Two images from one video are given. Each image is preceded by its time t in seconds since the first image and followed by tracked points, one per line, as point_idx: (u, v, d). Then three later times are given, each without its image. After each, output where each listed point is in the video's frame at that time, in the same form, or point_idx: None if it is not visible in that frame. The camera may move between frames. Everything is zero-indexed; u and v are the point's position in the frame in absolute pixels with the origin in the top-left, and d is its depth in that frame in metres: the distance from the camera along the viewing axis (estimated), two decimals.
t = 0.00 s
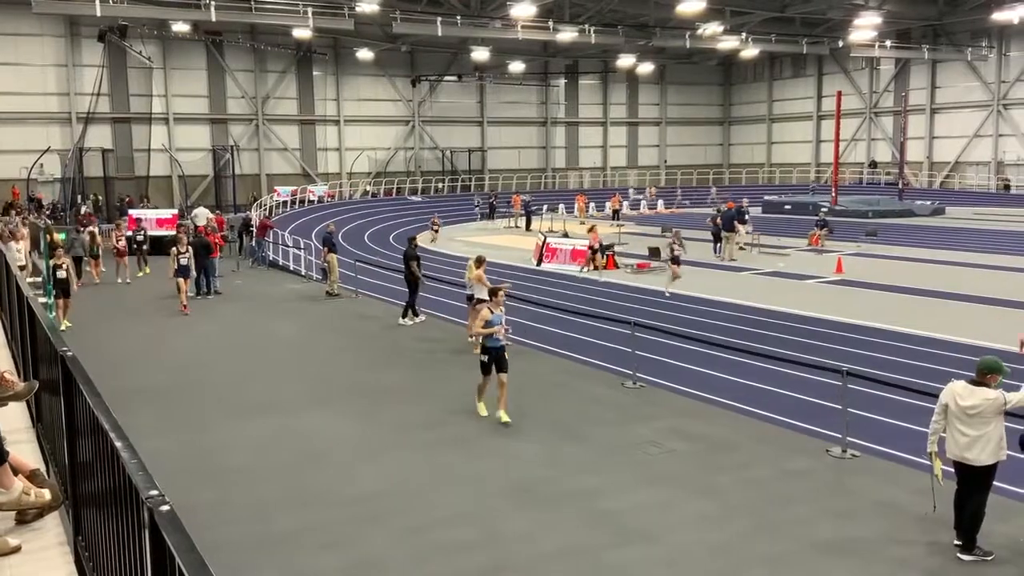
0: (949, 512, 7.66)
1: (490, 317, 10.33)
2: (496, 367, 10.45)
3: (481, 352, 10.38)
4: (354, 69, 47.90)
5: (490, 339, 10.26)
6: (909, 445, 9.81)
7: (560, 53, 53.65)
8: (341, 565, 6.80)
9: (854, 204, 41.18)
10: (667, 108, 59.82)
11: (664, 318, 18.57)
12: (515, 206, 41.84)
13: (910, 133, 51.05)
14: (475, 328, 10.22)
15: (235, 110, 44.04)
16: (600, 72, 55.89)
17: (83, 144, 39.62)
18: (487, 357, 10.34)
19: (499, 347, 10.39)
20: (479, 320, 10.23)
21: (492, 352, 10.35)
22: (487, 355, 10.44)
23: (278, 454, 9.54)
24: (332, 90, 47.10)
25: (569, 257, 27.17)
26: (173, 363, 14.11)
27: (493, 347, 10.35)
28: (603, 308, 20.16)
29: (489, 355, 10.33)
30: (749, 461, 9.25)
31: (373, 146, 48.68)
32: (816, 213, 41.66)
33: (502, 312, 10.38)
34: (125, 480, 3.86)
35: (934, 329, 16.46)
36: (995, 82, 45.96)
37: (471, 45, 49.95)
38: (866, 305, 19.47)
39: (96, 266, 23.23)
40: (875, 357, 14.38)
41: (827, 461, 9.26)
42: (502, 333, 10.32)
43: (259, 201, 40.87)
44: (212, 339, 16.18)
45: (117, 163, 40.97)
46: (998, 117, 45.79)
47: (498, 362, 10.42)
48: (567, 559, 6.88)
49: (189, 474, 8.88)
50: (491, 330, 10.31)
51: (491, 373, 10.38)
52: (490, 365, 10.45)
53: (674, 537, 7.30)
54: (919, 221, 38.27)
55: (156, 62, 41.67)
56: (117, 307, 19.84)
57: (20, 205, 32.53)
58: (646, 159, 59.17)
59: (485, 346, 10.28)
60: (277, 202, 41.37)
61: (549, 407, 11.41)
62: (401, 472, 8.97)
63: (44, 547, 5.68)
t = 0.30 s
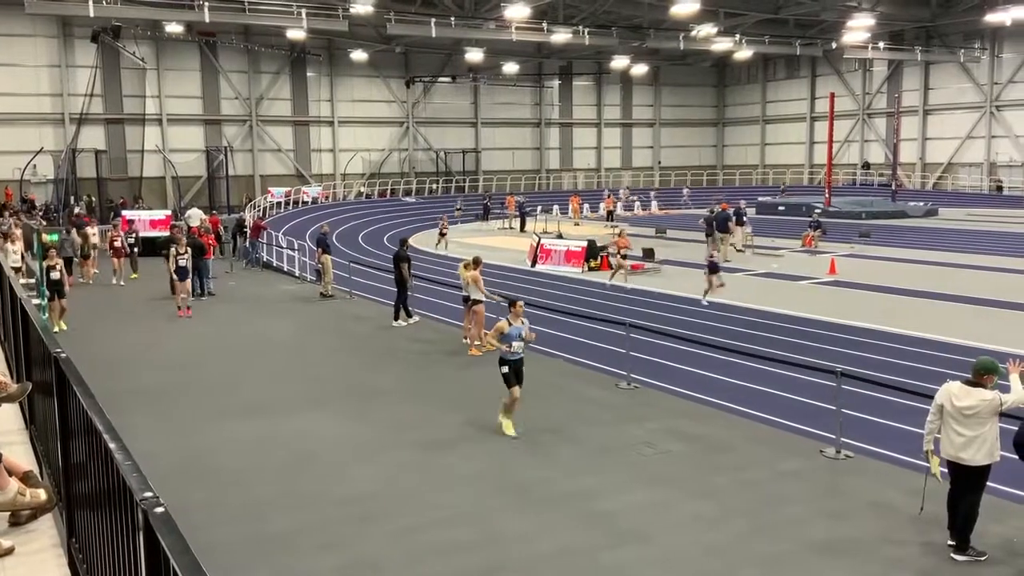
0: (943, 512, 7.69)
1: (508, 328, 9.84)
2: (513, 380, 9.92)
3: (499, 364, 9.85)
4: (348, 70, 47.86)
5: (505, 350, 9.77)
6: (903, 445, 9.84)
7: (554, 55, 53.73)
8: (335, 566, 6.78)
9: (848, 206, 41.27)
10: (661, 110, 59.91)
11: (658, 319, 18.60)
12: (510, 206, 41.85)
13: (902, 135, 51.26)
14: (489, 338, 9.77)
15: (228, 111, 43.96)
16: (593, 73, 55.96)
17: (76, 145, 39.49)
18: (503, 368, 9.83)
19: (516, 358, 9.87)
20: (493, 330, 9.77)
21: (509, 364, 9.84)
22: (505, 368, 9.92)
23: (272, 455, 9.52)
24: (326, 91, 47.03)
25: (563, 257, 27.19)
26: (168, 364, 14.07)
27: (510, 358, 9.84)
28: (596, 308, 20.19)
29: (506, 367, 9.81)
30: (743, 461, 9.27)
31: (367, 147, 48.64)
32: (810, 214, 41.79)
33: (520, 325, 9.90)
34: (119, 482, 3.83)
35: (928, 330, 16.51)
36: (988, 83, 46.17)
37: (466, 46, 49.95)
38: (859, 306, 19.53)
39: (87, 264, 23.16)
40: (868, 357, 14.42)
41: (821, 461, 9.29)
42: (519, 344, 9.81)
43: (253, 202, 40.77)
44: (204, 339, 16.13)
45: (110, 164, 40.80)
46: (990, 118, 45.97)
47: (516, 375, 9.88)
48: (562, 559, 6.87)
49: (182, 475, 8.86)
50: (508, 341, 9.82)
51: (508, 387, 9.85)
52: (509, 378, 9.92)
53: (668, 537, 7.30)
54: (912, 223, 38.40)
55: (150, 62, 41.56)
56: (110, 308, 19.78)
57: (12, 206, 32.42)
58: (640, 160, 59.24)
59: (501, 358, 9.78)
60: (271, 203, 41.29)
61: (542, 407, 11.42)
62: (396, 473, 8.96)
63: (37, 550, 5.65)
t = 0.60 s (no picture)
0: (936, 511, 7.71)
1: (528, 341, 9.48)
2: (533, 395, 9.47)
3: (517, 378, 9.45)
4: (340, 71, 47.76)
5: (528, 362, 9.35)
6: (894, 445, 9.86)
7: (546, 55, 53.76)
8: (327, 567, 6.74)
9: (839, 207, 41.39)
10: (653, 110, 59.98)
11: (649, 319, 18.60)
12: (502, 207, 41.82)
13: (894, 136, 51.48)
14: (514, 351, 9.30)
15: (220, 112, 43.80)
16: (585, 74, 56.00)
17: (67, 145, 39.29)
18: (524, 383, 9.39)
19: (536, 372, 9.45)
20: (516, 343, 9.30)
21: (530, 378, 9.41)
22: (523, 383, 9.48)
23: (263, 455, 9.48)
24: (318, 91, 46.92)
25: (555, 258, 27.19)
26: (160, 365, 14.00)
27: (529, 372, 9.43)
28: (588, 309, 20.20)
29: (525, 381, 9.40)
30: (735, 462, 9.27)
31: (359, 148, 48.54)
32: (801, 214, 41.92)
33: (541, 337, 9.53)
34: (110, 483, 3.80)
35: (919, 330, 16.57)
36: (978, 84, 46.38)
37: (458, 47, 49.90)
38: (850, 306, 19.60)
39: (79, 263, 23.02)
40: (860, 358, 14.44)
41: (813, 460, 9.30)
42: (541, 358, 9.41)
43: (244, 203, 40.64)
44: (196, 340, 16.07)
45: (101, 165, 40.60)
46: (981, 119, 46.17)
47: (535, 391, 9.45)
48: (556, 560, 6.86)
49: (173, 476, 8.82)
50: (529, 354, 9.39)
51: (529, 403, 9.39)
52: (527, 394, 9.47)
53: (661, 538, 7.29)
54: (904, 223, 38.57)
55: (141, 63, 41.37)
56: (101, 309, 19.70)
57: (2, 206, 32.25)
58: (632, 161, 59.30)
59: (523, 371, 9.35)
60: (263, 204, 41.16)
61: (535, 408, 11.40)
62: (388, 473, 8.93)
63: (28, 552, 5.60)
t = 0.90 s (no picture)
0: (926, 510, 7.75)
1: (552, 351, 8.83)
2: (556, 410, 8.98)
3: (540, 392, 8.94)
4: (329, 71, 47.64)
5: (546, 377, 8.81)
6: (884, 444, 9.90)
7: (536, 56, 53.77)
8: (317, 568, 6.71)
9: (829, 206, 41.55)
10: (643, 111, 60.08)
11: (640, 319, 18.62)
12: (492, 206, 41.80)
13: (882, 136, 51.77)
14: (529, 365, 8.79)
15: (209, 111, 43.60)
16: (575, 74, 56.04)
17: (55, 145, 39.04)
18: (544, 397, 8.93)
19: (558, 386, 8.90)
20: (535, 355, 8.77)
21: (550, 392, 8.90)
22: (547, 395, 9.00)
23: (253, 455, 9.44)
24: (308, 91, 46.78)
25: (545, 258, 27.18)
26: (149, 365, 13.93)
27: (552, 386, 8.89)
28: (578, 309, 20.21)
29: (548, 396, 8.91)
30: (726, 461, 9.28)
31: (349, 148, 48.44)
32: (790, 214, 42.08)
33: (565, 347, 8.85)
34: (99, 484, 3.77)
35: (908, 330, 16.62)
36: (966, 85, 46.63)
37: (448, 47, 49.85)
38: (840, 305, 19.66)
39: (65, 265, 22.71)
40: (849, 357, 14.49)
41: (803, 460, 9.31)
42: (562, 372, 8.79)
43: (233, 203, 40.46)
44: (184, 340, 15.99)
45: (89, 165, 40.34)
46: (969, 120, 46.44)
47: (559, 404, 8.95)
48: (548, 559, 6.85)
49: (163, 476, 8.77)
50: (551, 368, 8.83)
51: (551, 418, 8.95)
52: (552, 406, 9.01)
53: (652, 538, 7.28)
54: (892, 223, 38.78)
55: (129, 62, 41.13)
56: (88, 309, 19.58)
57: None
58: (622, 161, 59.40)
59: (542, 386, 8.86)
60: (252, 204, 40.98)
61: (526, 408, 11.39)
62: (379, 474, 8.90)
63: (16, 553, 5.58)
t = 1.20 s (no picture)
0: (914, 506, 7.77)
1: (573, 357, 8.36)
2: (581, 419, 8.35)
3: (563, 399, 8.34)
4: (316, 69, 47.43)
5: (570, 382, 8.28)
6: (870, 442, 9.93)
7: (523, 54, 53.70)
8: (304, 568, 6.65)
9: (815, 205, 41.73)
10: (630, 109, 60.17)
11: (628, 317, 18.64)
12: (480, 206, 41.73)
13: (868, 135, 52.08)
14: (550, 370, 8.32)
15: (195, 110, 43.32)
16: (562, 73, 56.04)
17: (39, 144, 38.70)
18: (568, 405, 8.30)
19: (582, 392, 8.35)
20: (555, 360, 8.33)
21: (574, 399, 8.31)
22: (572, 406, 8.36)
23: (240, 456, 9.36)
24: (294, 90, 46.57)
25: (533, 258, 27.15)
26: (134, 365, 13.81)
27: (575, 392, 8.32)
28: (566, 308, 20.19)
29: (570, 403, 8.30)
30: (715, 460, 9.28)
31: (336, 147, 48.25)
32: (777, 213, 42.23)
33: (586, 350, 8.38)
34: (84, 485, 3.72)
35: (894, 329, 16.70)
36: (951, 84, 46.94)
37: (435, 45, 49.77)
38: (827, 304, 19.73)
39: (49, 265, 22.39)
40: (836, 356, 14.54)
41: (791, 458, 9.32)
42: (585, 376, 8.31)
43: (219, 201, 40.23)
44: (169, 340, 15.86)
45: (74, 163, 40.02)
46: (954, 119, 46.79)
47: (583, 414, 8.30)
48: (535, 559, 6.82)
49: (147, 477, 8.68)
50: (572, 372, 8.32)
51: (574, 428, 8.28)
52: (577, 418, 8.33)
53: (640, 537, 7.27)
54: (878, 222, 38.99)
55: (114, 60, 40.83)
56: (72, 309, 19.41)
57: None
58: (609, 160, 59.46)
59: (565, 390, 8.30)
60: (239, 203, 40.73)
61: (514, 407, 11.34)
62: (367, 473, 8.84)
63: None
